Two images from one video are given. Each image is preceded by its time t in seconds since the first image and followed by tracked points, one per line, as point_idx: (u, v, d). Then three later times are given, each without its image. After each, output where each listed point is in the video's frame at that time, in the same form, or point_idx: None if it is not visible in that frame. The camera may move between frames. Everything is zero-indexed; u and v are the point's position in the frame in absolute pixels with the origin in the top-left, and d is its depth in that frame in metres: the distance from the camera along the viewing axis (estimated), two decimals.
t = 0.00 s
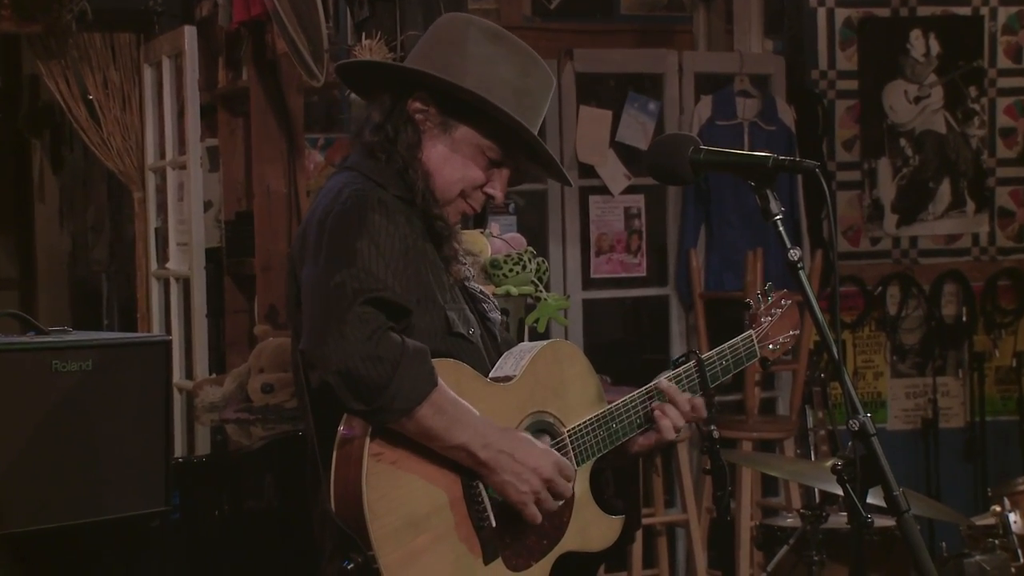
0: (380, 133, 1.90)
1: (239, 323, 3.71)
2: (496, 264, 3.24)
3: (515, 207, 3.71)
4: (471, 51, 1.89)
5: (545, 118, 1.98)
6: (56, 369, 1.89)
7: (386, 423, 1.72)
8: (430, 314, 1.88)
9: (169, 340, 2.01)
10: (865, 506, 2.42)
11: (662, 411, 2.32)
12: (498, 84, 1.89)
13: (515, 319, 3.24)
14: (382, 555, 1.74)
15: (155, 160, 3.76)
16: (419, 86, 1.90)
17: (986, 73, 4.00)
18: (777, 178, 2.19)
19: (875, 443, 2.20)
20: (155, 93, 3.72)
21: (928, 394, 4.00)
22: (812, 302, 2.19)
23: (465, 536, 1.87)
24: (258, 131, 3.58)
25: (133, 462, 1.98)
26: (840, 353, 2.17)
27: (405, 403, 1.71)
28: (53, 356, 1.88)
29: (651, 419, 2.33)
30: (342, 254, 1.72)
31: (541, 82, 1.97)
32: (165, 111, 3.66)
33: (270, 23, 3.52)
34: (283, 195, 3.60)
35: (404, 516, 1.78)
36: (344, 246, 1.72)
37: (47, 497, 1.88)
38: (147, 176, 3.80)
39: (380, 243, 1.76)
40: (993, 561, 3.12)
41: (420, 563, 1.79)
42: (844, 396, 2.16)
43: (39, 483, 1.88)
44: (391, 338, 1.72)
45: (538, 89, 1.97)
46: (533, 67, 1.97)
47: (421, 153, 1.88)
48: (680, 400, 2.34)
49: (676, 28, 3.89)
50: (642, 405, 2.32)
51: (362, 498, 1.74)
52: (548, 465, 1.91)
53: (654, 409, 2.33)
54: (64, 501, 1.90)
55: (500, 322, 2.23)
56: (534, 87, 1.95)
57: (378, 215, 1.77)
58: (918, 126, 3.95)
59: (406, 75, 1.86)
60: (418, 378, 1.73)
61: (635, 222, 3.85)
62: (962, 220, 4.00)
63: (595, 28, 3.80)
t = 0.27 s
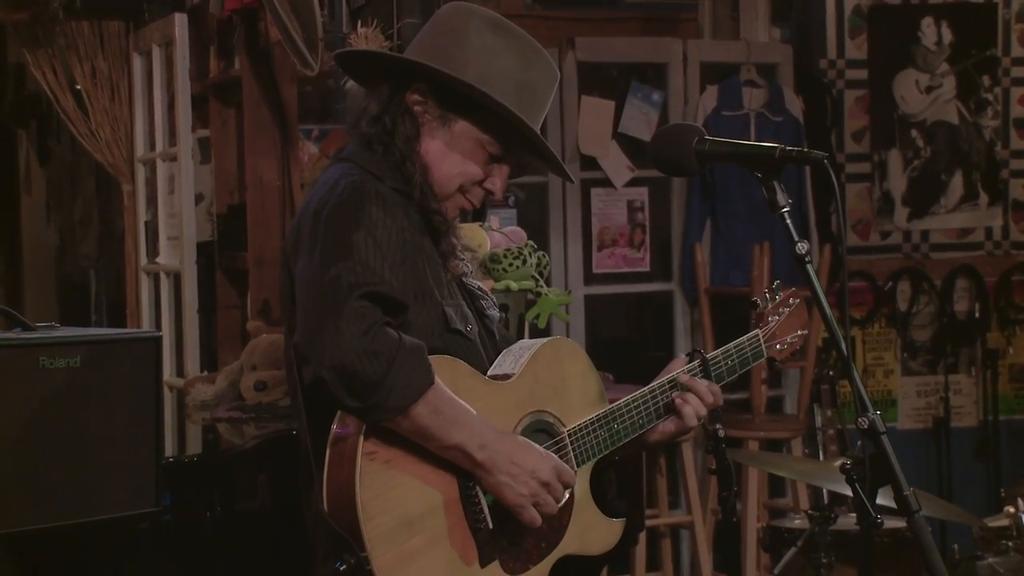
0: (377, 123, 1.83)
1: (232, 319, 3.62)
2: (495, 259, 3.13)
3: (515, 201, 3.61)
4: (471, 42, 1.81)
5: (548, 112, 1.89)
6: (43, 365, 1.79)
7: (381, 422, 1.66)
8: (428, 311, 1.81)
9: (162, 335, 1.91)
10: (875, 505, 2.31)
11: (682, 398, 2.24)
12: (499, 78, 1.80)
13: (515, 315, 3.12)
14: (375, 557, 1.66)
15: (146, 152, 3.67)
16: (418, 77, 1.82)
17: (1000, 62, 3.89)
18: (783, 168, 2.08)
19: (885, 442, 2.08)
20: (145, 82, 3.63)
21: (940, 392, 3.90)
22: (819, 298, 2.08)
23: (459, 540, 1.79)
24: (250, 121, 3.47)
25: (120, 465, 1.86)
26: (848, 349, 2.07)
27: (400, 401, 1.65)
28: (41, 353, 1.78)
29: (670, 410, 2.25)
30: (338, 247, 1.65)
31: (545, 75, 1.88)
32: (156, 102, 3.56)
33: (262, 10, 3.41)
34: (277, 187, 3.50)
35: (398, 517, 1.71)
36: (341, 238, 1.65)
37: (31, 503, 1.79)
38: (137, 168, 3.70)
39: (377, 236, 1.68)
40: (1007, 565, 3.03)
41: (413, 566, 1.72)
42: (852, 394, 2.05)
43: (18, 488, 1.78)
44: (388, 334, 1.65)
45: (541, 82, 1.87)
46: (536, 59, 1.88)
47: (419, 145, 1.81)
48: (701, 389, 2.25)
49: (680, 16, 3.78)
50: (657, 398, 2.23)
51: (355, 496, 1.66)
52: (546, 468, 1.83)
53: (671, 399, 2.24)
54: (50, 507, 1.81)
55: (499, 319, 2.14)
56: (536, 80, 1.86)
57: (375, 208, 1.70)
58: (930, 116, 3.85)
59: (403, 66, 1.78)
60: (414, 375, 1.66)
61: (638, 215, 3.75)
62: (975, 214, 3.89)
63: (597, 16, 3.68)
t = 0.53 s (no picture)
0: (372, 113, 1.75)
1: (223, 314, 3.51)
2: (495, 252, 3.03)
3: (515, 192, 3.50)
4: (468, 29, 1.72)
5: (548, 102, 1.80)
6: (26, 363, 1.59)
7: (376, 419, 1.57)
8: (425, 307, 1.72)
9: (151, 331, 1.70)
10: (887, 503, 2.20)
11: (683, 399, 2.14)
12: (499, 65, 1.71)
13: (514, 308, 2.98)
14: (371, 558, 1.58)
15: (134, 142, 3.55)
16: (413, 67, 1.72)
17: (1015, 49, 3.78)
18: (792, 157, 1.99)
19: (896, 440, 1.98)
20: (133, 70, 3.51)
21: (954, 390, 3.79)
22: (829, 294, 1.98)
23: (457, 537, 1.71)
24: (240, 109, 3.36)
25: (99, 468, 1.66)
26: (858, 345, 1.96)
27: (395, 397, 1.55)
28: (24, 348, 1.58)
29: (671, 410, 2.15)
30: (330, 240, 1.58)
31: (545, 64, 1.79)
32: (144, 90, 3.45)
33: None
34: (269, 178, 3.38)
35: (395, 516, 1.63)
36: (333, 231, 1.58)
37: None
38: (125, 158, 3.59)
39: (371, 228, 1.61)
40: None
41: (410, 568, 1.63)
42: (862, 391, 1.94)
43: None
44: (381, 327, 1.56)
45: (541, 70, 1.79)
46: (536, 47, 1.79)
47: (415, 135, 1.72)
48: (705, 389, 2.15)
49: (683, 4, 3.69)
50: (661, 396, 2.13)
51: (349, 495, 1.57)
52: (548, 454, 1.73)
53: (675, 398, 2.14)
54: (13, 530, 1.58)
55: (497, 315, 2.03)
56: (537, 69, 1.77)
57: (369, 200, 1.62)
58: (943, 105, 3.73)
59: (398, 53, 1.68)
60: (410, 371, 1.57)
61: (642, 207, 3.63)
62: (990, 206, 3.78)
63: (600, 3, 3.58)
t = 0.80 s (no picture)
0: (366, 102, 1.69)
1: (212, 308, 3.39)
2: (495, 245, 2.88)
3: (515, 181, 3.37)
4: (468, 15, 1.67)
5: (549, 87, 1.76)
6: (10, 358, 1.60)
7: (366, 420, 1.51)
8: (423, 299, 1.66)
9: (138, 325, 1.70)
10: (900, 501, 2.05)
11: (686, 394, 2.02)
12: (498, 52, 1.67)
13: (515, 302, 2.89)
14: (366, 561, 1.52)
15: (120, 130, 3.44)
16: (409, 53, 1.67)
17: None
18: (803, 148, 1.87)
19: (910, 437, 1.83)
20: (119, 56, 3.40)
21: (970, 388, 3.67)
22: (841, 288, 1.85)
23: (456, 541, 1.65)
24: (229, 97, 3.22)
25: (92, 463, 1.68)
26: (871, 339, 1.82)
27: (380, 401, 1.50)
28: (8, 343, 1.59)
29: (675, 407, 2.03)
30: (317, 235, 1.52)
31: (545, 46, 1.75)
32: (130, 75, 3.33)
33: None
34: (261, 168, 3.25)
35: (390, 519, 1.56)
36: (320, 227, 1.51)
37: None
38: (111, 147, 3.47)
39: (362, 221, 1.54)
40: None
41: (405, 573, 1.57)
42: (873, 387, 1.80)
43: None
44: (368, 325, 1.50)
45: (541, 54, 1.74)
46: (536, 31, 1.74)
47: (412, 124, 1.67)
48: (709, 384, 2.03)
49: None
50: (667, 391, 2.02)
51: (343, 498, 1.51)
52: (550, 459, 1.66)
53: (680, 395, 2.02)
54: None
55: (497, 308, 1.94)
56: (537, 54, 1.72)
57: (361, 193, 1.56)
58: (959, 92, 3.61)
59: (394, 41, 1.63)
60: (397, 371, 1.51)
61: (647, 197, 3.52)
62: (1007, 196, 3.66)
63: None
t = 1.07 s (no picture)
0: (357, 86, 1.57)
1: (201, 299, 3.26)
2: (493, 234, 2.74)
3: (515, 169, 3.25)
4: None
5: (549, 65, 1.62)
6: None
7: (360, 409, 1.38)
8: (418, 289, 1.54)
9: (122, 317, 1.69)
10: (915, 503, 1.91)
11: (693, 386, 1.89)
12: (494, 31, 1.53)
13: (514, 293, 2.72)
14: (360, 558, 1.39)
15: (104, 115, 3.31)
16: (401, 31, 1.54)
17: None
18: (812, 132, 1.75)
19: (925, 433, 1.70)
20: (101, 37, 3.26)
21: (988, 383, 3.54)
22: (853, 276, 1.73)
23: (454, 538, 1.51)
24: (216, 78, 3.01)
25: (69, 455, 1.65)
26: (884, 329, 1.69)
27: (375, 386, 1.37)
28: None
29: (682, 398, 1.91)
30: (309, 217, 1.39)
31: (545, 21, 1.61)
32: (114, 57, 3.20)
33: None
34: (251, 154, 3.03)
35: (383, 513, 1.43)
36: (314, 207, 1.38)
37: None
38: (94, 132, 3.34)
39: (357, 204, 1.41)
40: None
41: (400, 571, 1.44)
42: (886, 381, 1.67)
43: None
44: (362, 311, 1.37)
45: (540, 29, 1.60)
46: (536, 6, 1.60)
47: (407, 107, 1.54)
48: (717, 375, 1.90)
49: None
50: (672, 383, 1.90)
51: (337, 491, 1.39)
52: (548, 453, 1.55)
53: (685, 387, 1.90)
54: None
55: (497, 297, 1.82)
56: (537, 29, 1.58)
57: (356, 174, 1.43)
58: (978, 76, 3.48)
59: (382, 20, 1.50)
60: (393, 359, 1.38)
61: (652, 184, 3.37)
62: None
63: None
